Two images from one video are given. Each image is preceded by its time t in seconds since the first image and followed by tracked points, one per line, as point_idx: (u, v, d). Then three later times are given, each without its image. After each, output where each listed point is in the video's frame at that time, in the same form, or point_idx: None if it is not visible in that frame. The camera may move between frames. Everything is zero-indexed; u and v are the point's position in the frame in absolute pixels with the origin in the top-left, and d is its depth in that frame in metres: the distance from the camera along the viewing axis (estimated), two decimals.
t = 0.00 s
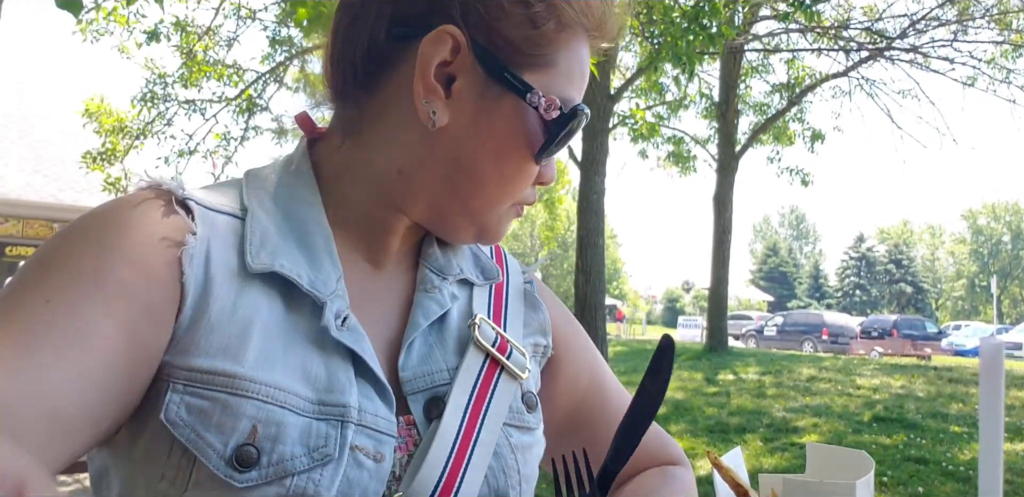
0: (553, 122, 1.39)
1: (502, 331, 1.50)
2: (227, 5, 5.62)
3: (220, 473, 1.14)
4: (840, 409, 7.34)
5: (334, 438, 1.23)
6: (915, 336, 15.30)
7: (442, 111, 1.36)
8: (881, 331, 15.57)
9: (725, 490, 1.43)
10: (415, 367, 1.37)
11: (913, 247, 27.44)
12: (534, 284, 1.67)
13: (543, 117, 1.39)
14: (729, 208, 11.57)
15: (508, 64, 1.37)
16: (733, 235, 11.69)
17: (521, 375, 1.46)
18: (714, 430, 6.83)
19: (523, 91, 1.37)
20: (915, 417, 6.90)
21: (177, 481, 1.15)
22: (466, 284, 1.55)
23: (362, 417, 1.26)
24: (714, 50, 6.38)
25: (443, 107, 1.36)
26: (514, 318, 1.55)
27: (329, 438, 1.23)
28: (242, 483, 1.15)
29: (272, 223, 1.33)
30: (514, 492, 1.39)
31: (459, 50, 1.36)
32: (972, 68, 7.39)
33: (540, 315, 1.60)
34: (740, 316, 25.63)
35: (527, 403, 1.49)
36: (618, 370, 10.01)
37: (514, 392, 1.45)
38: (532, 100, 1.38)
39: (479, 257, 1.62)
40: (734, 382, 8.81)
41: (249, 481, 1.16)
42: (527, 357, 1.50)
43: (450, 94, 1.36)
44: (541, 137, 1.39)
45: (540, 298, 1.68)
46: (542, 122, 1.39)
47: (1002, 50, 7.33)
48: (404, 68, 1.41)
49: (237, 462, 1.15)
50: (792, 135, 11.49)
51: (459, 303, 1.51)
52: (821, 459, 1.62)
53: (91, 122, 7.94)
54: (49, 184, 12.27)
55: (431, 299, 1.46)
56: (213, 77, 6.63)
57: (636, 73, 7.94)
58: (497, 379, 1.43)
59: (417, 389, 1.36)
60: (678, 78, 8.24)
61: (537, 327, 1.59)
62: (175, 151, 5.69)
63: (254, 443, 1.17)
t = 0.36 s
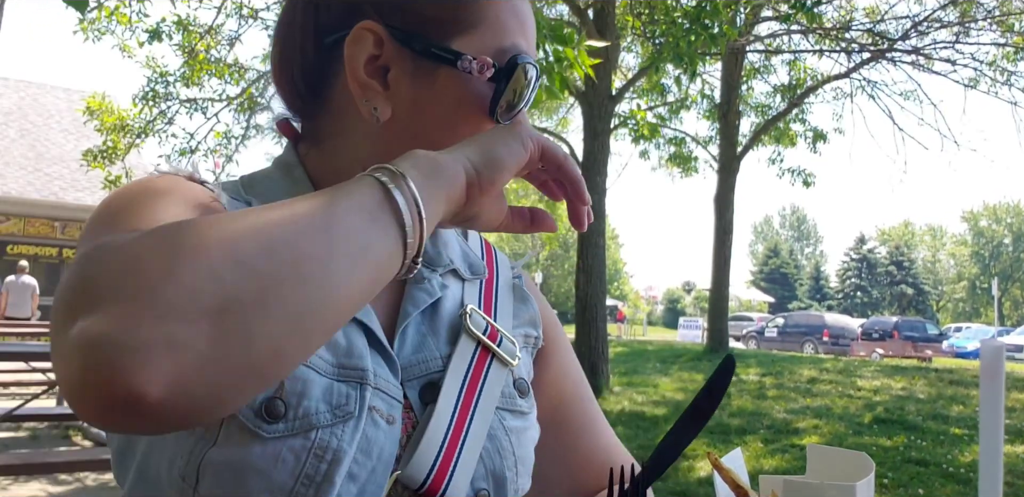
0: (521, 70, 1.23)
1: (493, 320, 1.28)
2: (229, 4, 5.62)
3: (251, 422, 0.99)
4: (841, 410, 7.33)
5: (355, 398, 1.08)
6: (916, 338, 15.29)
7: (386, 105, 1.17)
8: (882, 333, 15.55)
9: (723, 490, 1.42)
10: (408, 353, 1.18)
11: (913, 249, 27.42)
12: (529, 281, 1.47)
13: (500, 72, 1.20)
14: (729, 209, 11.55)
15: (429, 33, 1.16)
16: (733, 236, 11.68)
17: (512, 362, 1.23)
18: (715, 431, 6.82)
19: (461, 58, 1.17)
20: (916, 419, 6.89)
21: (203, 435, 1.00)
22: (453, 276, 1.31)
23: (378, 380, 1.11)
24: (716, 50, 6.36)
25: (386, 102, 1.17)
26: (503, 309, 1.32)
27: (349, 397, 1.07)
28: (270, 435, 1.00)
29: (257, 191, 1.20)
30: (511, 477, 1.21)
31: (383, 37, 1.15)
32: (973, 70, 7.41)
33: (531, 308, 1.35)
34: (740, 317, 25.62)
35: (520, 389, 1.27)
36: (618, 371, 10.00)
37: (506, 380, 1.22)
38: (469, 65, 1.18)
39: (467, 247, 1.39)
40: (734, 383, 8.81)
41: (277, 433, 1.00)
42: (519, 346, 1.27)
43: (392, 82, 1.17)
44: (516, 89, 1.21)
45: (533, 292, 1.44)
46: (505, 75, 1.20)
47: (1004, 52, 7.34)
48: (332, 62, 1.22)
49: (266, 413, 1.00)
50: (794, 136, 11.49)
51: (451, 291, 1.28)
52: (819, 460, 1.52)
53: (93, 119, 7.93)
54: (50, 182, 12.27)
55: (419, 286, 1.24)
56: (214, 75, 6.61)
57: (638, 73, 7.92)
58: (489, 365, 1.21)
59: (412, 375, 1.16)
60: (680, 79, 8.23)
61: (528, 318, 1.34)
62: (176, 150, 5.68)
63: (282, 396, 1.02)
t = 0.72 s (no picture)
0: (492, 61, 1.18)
1: (494, 311, 1.25)
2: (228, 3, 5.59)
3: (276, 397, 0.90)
4: (842, 411, 7.30)
5: (375, 379, 1.01)
6: (917, 338, 15.26)
7: (359, 103, 1.11)
8: (883, 333, 15.52)
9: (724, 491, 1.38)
10: (414, 343, 1.13)
11: (914, 249, 27.36)
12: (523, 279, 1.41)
13: (471, 63, 1.15)
14: (731, 209, 11.52)
15: (393, 27, 1.11)
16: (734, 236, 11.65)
17: (514, 352, 1.21)
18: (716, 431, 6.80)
19: (428, 52, 1.12)
20: (918, 419, 6.86)
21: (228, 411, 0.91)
22: (451, 267, 1.25)
23: (395, 364, 1.05)
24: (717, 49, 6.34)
25: (360, 98, 1.11)
26: (502, 302, 1.29)
27: (370, 379, 1.00)
28: (296, 412, 0.91)
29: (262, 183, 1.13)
30: (513, 464, 1.19)
31: (348, 35, 1.10)
32: (975, 69, 7.39)
33: (526, 302, 1.33)
34: (742, 317, 25.57)
35: (521, 379, 1.24)
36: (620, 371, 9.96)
37: (507, 370, 1.20)
38: (435, 57, 1.13)
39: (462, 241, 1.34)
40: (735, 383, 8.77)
41: (303, 410, 0.92)
42: (518, 340, 1.25)
43: (365, 79, 1.11)
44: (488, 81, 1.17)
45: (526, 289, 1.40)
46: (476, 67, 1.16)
47: (1006, 51, 7.32)
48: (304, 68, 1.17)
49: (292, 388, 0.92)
50: (795, 135, 11.45)
51: (452, 282, 1.24)
52: (823, 465, 1.48)
53: (92, 119, 7.90)
54: (50, 182, 12.25)
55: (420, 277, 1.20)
56: (213, 74, 6.57)
57: (639, 73, 7.89)
58: (491, 355, 1.18)
59: (417, 364, 1.12)
60: (681, 78, 8.20)
61: (523, 314, 1.31)
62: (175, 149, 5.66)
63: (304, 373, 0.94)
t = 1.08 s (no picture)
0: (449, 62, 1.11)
1: (492, 315, 1.26)
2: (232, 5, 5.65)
3: (260, 389, 0.94)
4: (840, 410, 7.37)
5: (360, 373, 1.04)
6: (914, 338, 15.35)
7: (315, 107, 1.12)
8: (880, 333, 15.59)
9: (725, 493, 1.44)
10: (408, 343, 1.15)
11: (912, 250, 27.45)
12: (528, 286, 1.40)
13: (418, 64, 1.09)
14: (729, 209, 11.59)
15: (343, 32, 1.09)
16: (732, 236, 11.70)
17: (510, 355, 1.20)
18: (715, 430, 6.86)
19: (369, 54, 1.08)
20: (914, 419, 6.92)
21: (215, 402, 0.94)
22: (450, 272, 1.27)
23: (382, 359, 1.08)
24: (716, 51, 6.40)
25: (318, 103, 1.12)
26: (502, 306, 1.29)
27: (356, 372, 1.04)
28: (279, 404, 0.95)
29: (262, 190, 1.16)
30: (507, 467, 1.16)
31: (307, 40, 1.10)
32: (971, 71, 7.47)
33: (529, 308, 1.32)
34: (740, 318, 25.64)
35: (517, 383, 1.22)
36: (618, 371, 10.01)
37: (503, 372, 1.20)
38: (376, 60, 1.08)
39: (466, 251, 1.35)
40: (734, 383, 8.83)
41: (286, 401, 0.96)
42: (516, 341, 1.24)
43: (322, 85, 1.11)
44: (440, 83, 1.10)
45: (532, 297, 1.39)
46: (424, 69, 1.09)
47: (1002, 54, 7.40)
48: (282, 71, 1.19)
49: (276, 381, 0.96)
50: (793, 136, 11.51)
51: (451, 288, 1.25)
52: (818, 459, 1.57)
53: (96, 121, 7.95)
54: (52, 184, 12.30)
55: (416, 281, 1.21)
56: (217, 77, 6.63)
57: (638, 75, 7.95)
58: (487, 358, 1.18)
59: (412, 364, 1.13)
60: (679, 80, 8.27)
61: (524, 318, 1.31)
62: (180, 151, 5.72)
63: (290, 367, 0.98)
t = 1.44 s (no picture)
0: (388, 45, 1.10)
1: (501, 324, 1.24)
2: (232, 6, 5.66)
3: (259, 390, 0.96)
4: (840, 411, 7.36)
5: (359, 372, 1.04)
6: (914, 338, 15.34)
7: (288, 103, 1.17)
8: (880, 334, 15.59)
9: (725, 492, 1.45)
10: (415, 349, 1.14)
11: (912, 251, 27.42)
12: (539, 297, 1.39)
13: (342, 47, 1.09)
14: (729, 210, 11.59)
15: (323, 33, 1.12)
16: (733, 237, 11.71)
17: (519, 363, 1.19)
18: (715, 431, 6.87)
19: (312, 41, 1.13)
20: (915, 419, 6.92)
21: (217, 403, 0.96)
22: (459, 280, 1.26)
23: (381, 358, 1.08)
24: (716, 51, 6.39)
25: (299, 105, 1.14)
26: (512, 315, 1.26)
27: (354, 371, 1.04)
28: (277, 403, 0.97)
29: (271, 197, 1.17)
30: (512, 474, 1.15)
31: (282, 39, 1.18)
32: (971, 71, 7.47)
33: (540, 317, 1.30)
34: (740, 318, 25.62)
35: (525, 391, 1.22)
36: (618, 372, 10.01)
37: (510, 379, 1.19)
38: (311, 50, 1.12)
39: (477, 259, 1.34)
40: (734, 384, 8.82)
41: (284, 401, 0.97)
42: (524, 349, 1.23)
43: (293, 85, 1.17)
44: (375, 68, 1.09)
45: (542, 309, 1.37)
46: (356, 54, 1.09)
47: (1002, 54, 7.39)
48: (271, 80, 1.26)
49: (274, 381, 0.97)
50: (793, 137, 11.50)
51: (460, 294, 1.24)
52: (819, 461, 1.57)
53: (96, 122, 7.95)
54: (52, 185, 12.30)
55: (425, 288, 1.20)
56: (218, 78, 6.63)
57: (638, 75, 7.95)
58: (494, 366, 1.17)
59: (418, 370, 1.12)
60: (679, 80, 8.27)
61: (535, 328, 1.29)
62: (181, 152, 5.72)
63: (289, 366, 0.99)
